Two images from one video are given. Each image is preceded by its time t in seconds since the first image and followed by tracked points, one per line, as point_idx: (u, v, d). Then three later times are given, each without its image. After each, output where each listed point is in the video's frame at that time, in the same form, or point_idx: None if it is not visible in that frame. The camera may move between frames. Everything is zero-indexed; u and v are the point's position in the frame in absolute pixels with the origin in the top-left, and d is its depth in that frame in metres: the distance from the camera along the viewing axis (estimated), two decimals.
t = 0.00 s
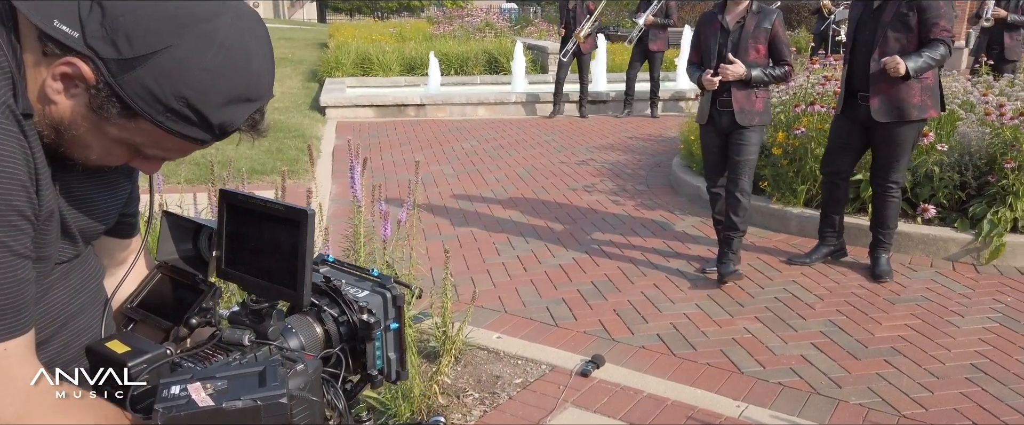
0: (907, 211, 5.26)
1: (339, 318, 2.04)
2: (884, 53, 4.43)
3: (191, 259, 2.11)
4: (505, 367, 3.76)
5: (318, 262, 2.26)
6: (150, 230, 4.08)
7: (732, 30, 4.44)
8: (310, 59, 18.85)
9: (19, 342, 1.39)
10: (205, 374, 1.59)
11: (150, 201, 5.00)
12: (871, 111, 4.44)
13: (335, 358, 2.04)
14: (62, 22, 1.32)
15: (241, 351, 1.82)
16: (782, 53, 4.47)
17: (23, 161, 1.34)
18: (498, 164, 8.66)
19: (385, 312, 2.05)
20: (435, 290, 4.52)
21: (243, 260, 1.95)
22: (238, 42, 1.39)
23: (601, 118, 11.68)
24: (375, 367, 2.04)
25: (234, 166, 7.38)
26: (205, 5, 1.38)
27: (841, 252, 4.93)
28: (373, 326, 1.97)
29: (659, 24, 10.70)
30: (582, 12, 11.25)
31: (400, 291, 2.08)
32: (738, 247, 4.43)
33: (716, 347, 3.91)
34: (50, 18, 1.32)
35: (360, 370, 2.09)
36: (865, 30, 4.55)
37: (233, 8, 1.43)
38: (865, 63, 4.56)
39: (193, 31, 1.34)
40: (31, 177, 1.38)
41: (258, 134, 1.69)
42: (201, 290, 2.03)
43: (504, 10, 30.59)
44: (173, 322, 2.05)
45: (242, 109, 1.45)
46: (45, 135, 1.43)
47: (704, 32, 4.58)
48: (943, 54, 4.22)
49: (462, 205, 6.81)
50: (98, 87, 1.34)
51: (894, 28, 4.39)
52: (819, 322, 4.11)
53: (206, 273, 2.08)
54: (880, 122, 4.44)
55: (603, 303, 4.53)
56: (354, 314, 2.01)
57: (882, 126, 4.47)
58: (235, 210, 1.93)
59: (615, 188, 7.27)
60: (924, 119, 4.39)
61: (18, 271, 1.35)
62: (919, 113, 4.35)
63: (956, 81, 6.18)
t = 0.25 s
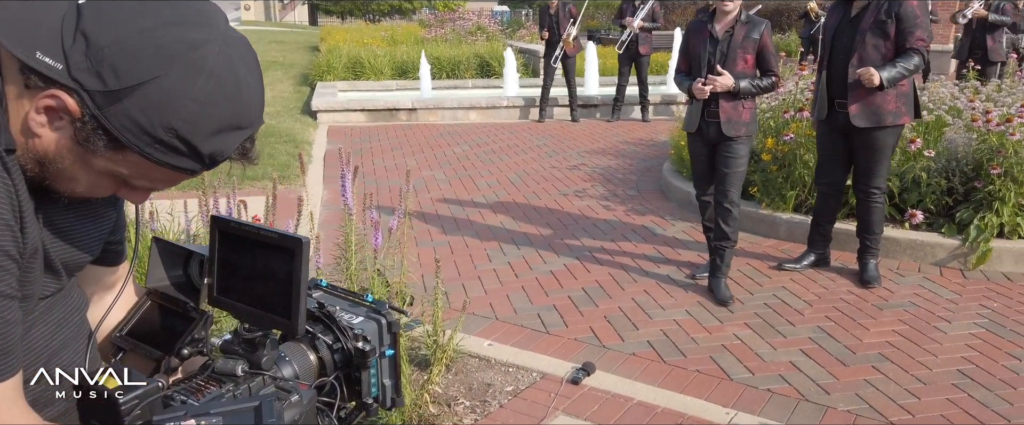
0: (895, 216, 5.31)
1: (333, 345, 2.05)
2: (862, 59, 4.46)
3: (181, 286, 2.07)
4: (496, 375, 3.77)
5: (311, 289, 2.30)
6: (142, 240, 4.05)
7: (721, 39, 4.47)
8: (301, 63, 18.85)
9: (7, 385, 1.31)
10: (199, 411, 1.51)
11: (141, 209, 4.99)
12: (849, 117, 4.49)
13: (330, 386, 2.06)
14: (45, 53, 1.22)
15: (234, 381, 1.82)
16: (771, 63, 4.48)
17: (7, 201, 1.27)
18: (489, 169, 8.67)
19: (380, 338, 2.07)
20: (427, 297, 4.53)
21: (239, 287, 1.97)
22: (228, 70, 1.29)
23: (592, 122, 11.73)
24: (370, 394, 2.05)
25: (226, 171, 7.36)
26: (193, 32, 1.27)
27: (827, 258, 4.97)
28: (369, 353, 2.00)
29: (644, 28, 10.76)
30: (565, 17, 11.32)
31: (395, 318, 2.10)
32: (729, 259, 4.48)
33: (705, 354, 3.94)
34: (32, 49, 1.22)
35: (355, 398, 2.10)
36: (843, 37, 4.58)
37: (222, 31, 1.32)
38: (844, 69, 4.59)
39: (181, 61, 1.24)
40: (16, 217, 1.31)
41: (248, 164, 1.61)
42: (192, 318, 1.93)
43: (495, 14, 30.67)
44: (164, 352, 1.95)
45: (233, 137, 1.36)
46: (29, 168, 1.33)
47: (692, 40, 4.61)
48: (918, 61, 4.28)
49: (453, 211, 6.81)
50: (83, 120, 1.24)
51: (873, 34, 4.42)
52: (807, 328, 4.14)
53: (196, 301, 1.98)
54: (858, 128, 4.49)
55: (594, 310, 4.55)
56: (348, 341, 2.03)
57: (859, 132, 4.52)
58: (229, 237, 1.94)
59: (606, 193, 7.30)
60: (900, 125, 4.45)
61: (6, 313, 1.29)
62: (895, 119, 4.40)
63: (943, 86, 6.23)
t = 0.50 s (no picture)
0: (878, 224, 5.37)
1: (328, 375, 1.92)
2: (834, 68, 4.52)
3: (174, 318, 2.03)
4: (485, 386, 3.79)
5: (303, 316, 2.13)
6: (135, 253, 4.03)
7: (705, 46, 4.53)
8: (290, 69, 18.82)
9: None
10: None
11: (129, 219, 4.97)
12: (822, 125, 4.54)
13: (325, 417, 1.94)
14: (44, 98, 1.21)
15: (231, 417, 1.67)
16: (756, 68, 4.52)
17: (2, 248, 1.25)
18: (478, 176, 8.69)
19: (376, 367, 1.94)
20: (415, 308, 4.55)
21: (231, 321, 1.80)
22: (223, 111, 1.24)
23: (580, 129, 11.77)
24: None
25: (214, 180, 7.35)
26: (189, 73, 1.23)
27: (811, 266, 5.01)
28: (364, 383, 1.87)
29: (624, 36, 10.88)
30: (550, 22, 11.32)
31: (390, 346, 1.97)
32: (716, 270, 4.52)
33: (692, 363, 3.97)
34: (29, 94, 1.21)
35: None
36: (815, 47, 4.63)
37: (218, 71, 1.28)
38: (816, 78, 4.64)
39: (175, 104, 1.20)
40: (8, 258, 1.33)
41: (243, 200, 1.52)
42: (186, 351, 1.89)
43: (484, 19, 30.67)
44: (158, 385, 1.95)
45: (232, 179, 1.30)
46: (25, 210, 1.31)
47: (678, 48, 4.68)
48: (889, 72, 4.37)
49: (443, 219, 6.82)
50: (80, 164, 1.21)
51: (845, 43, 4.48)
52: (793, 337, 4.18)
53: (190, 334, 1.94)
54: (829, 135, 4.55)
55: (582, 319, 4.58)
56: (343, 371, 1.91)
57: (832, 140, 4.58)
58: (222, 270, 1.78)
59: (595, 201, 7.33)
60: (869, 133, 4.52)
61: None
62: (865, 126, 4.48)
63: (927, 95, 6.31)
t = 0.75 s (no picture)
0: (860, 234, 5.42)
1: (323, 405, 1.77)
2: (808, 84, 4.57)
3: (169, 348, 1.85)
4: (471, 398, 3.79)
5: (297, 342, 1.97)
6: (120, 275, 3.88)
7: (692, 66, 4.55)
8: (276, 78, 18.79)
9: None
10: None
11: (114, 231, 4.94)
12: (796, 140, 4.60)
13: None
14: (37, 134, 1.14)
15: None
16: (739, 92, 4.59)
17: None
18: (465, 186, 8.70)
19: (371, 396, 1.79)
20: (401, 320, 4.56)
21: (225, 352, 1.70)
22: (218, 144, 1.18)
23: (565, 138, 11.83)
24: None
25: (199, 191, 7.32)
26: (183, 107, 1.17)
27: (794, 277, 5.05)
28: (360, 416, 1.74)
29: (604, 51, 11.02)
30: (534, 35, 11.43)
31: (387, 374, 1.82)
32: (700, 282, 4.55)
33: (677, 374, 3.99)
34: (21, 131, 1.14)
35: None
36: (789, 63, 4.68)
37: (212, 103, 1.22)
38: (789, 93, 4.69)
39: (170, 139, 1.14)
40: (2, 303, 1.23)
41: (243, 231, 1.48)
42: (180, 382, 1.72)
43: (470, 28, 30.86)
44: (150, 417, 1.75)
45: (228, 211, 1.24)
46: (18, 248, 1.24)
47: (663, 64, 4.68)
48: (859, 90, 4.44)
49: (429, 230, 6.82)
50: (74, 202, 1.15)
51: (819, 60, 4.53)
52: (777, 347, 4.22)
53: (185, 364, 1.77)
54: (802, 150, 4.62)
55: (568, 330, 4.59)
56: (338, 401, 1.76)
57: (804, 153, 4.64)
58: (216, 300, 1.68)
59: (581, 211, 7.36)
60: (840, 147, 4.60)
61: None
62: (836, 141, 4.55)
63: (908, 105, 6.39)
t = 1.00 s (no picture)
0: (841, 239, 5.48)
1: None
2: (784, 91, 4.62)
3: (158, 375, 1.75)
4: (454, 407, 3.80)
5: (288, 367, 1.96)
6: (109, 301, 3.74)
7: (679, 76, 4.52)
8: (259, 84, 18.71)
9: None
10: None
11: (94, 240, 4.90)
12: (774, 145, 4.67)
13: None
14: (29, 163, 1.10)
15: None
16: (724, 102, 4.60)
17: None
18: (449, 193, 8.70)
19: (365, 419, 1.78)
20: (384, 329, 4.55)
21: (217, 378, 1.64)
22: (213, 167, 1.13)
23: (549, 143, 11.86)
24: None
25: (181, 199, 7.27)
26: (177, 131, 1.12)
27: (774, 283, 5.09)
28: None
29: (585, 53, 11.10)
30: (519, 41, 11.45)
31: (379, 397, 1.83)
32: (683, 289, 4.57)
33: (659, 380, 4.02)
34: (11, 161, 1.10)
35: None
36: (763, 72, 4.71)
37: (205, 126, 1.18)
38: (765, 100, 4.72)
39: (166, 166, 1.09)
40: None
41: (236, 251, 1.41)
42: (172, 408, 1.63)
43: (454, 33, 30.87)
44: None
45: (223, 235, 1.20)
46: (10, 276, 1.21)
47: (649, 72, 4.64)
48: (835, 95, 4.52)
49: (413, 237, 6.81)
50: (68, 229, 1.11)
51: (793, 67, 4.60)
52: (757, 353, 4.25)
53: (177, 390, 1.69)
54: (780, 156, 4.69)
55: (551, 337, 4.60)
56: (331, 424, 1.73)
57: (782, 159, 4.70)
58: (206, 325, 1.62)
59: (564, 217, 7.38)
60: (816, 153, 4.66)
61: None
62: (812, 146, 4.62)
63: (886, 112, 6.47)
